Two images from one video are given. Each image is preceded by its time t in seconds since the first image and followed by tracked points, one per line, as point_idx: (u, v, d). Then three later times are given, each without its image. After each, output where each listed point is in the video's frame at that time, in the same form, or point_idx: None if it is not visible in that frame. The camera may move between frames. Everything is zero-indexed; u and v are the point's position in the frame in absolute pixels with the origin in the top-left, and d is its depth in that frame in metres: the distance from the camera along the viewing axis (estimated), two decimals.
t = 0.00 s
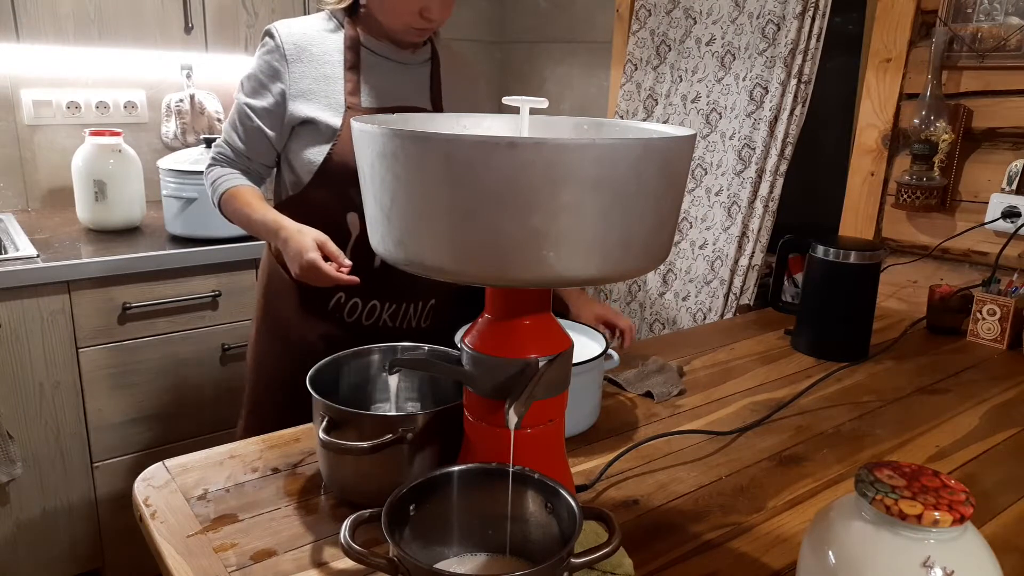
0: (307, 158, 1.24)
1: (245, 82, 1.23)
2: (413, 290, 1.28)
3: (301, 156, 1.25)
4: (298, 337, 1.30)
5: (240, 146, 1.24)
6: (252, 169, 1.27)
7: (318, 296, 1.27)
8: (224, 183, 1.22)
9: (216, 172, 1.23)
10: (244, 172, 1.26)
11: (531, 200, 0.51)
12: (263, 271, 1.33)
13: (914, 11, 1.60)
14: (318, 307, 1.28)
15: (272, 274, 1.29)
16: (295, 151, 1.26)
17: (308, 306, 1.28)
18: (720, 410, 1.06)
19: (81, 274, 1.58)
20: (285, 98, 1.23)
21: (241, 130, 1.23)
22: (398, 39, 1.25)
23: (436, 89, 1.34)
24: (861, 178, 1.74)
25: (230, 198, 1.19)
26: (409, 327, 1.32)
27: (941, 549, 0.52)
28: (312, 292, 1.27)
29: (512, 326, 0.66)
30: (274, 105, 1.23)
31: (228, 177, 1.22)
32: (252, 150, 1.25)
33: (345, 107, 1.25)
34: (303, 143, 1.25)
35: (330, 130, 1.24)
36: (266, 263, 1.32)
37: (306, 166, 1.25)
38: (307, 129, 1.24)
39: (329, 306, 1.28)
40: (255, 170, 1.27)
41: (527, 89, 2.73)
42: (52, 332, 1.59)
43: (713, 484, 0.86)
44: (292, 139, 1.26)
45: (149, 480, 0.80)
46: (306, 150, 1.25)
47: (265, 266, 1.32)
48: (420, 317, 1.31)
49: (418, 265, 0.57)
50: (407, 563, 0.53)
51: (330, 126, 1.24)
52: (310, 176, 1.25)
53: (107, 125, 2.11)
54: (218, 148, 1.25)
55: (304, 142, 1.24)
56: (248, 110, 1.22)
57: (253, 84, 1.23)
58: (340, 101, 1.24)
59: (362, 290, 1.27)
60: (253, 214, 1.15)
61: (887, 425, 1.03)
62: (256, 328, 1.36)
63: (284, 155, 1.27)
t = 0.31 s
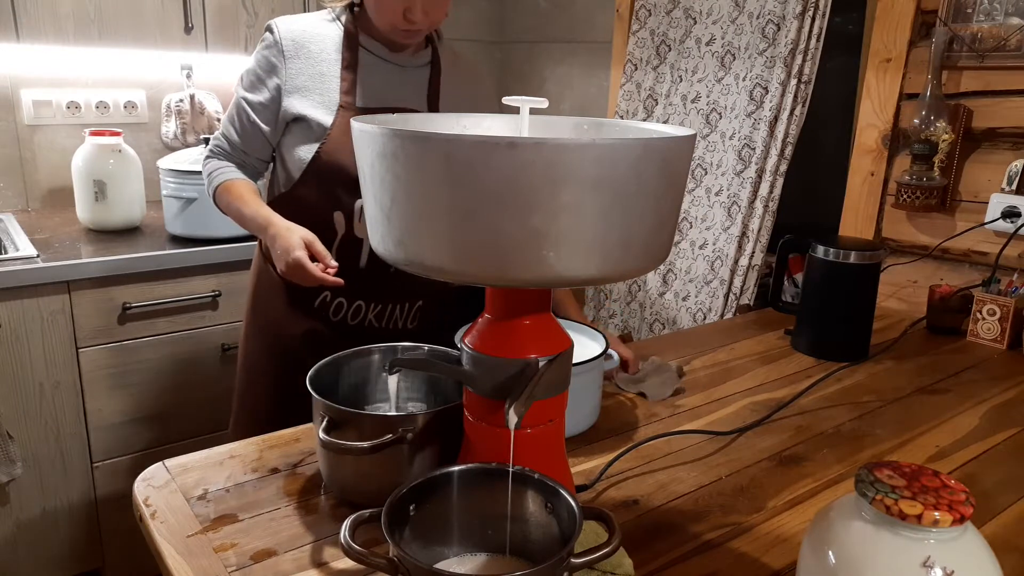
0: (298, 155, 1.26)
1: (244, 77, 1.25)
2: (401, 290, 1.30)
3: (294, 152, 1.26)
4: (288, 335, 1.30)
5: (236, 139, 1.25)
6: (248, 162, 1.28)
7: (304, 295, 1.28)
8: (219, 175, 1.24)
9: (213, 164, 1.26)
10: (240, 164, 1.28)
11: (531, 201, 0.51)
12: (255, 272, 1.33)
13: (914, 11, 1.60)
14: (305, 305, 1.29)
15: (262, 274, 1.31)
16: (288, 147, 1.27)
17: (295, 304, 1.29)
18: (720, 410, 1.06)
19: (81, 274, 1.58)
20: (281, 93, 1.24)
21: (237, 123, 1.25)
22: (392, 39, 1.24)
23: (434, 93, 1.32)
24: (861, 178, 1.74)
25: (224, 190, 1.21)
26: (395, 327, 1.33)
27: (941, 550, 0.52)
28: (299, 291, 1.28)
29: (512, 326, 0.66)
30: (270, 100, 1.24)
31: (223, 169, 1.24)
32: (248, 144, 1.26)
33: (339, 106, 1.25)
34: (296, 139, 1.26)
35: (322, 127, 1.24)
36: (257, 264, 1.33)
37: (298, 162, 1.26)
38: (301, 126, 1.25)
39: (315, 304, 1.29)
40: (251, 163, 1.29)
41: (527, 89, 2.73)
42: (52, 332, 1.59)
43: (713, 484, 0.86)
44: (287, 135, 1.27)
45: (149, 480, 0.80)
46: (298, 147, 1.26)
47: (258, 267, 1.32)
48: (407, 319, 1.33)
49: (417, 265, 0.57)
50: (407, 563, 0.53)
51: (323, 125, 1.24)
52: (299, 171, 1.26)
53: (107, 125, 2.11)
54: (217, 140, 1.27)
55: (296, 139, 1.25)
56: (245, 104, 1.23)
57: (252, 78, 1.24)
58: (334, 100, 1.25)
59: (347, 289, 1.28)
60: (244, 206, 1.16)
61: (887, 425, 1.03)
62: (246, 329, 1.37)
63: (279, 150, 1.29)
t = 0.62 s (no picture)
0: (291, 157, 1.25)
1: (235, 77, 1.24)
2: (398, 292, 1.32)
3: (286, 153, 1.26)
4: (285, 336, 1.30)
5: (229, 141, 1.25)
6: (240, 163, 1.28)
7: (301, 296, 1.28)
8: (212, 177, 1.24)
9: (207, 166, 1.26)
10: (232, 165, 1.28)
11: (531, 201, 0.51)
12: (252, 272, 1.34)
13: (914, 11, 1.60)
14: (301, 307, 1.29)
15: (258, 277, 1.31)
16: (280, 149, 1.27)
17: (291, 306, 1.29)
18: (720, 410, 1.06)
19: (81, 274, 1.58)
20: (273, 95, 1.24)
21: (229, 124, 1.25)
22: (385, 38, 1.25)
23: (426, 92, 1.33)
24: (861, 178, 1.74)
25: (218, 193, 1.22)
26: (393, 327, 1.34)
27: (941, 550, 0.52)
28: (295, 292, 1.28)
29: (512, 326, 0.66)
30: (262, 102, 1.23)
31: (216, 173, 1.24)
32: (241, 145, 1.26)
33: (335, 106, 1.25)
34: (288, 141, 1.26)
35: (315, 129, 1.24)
36: (254, 266, 1.34)
37: (292, 164, 1.26)
38: (294, 128, 1.25)
39: (312, 306, 1.29)
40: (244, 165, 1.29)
41: (527, 89, 2.73)
42: (52, 332, 1.59)
43: (713, 484, 0.86)
44: (280, 136, 1.26)
45: (149, 480, 0.80)
46: (290, 149, 1.25)
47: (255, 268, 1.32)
48: (404, 318, 1.34)
49: (417, 265, 0.57)
50: (407, 563, 0.53)
51: (316, 127, 1.24)
52: (292, 173, 1.26)
53: (107, 125, 2.12)
54: (210, 143, 1.27)
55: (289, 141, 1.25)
56: (236, 106, 1.23)
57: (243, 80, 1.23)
58: (327, 101, 1.25)
59: (346, 291, 1.29)
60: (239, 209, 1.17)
61: (887, 425, 1.03)
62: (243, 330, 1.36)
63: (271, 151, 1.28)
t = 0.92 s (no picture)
0: (296, 162, 1.25)
1: (230, 85, 1.22)
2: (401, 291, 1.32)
3: (290, 158, 1.25)
4: (288, 336, 1.30)
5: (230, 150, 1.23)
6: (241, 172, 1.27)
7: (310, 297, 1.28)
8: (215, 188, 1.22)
9: (208, 178, 1.23)
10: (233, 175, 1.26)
11: (531, 201, 0.51)
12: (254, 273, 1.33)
13: (914, 11, 1.60)
14: (309, 308, 1.29)
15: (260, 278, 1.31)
16: (282, 155, 1.26)
17: (301, 307, 1.29)
18: (720, 410, 1.06)
19: (81, 274, 1.58)
20: (274, 100, 1.23)
21: (229, 133, 1.23)
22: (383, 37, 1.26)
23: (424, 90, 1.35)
24: (861, 178, 1.74)
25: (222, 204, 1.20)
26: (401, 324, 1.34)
27: (941, 549, 0.52)
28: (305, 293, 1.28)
29: (512, 327, 0.66)
30: (262, 108, 1.22)
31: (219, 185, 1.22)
32: (242, 153, 1.25)
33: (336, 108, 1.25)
34: (292, 146, 1.25)
35: (319, 133, 1.24)
36: (255, 266, 1.34)
37: (296, 169, 1.25)
38: (297, 132, 1.25)
39: (323, 308, 1.29)
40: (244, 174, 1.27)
41: (527, 89, 2.73)
42: (52, 331, 1.59)
43: (713, 484, 0.86)
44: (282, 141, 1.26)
45: (149, 480, 0.80)
46: (295, 154, 1.25)
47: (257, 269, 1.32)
48: (413, 314, 1.34)
49: (417, 265, 0.57)
50: (407, 563, 0.53)
51: (321, 129, 1.24)
52: (296, 179, 1.25)
53: (107, 125, 2.12)
54: (208, 153, 1.24)
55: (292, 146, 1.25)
56: (236, 114, 1.21)
57: (241, 87, 1.22)
58: (328, 105, 1.25)
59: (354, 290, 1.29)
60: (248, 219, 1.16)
61: (887, 425, 1.03)
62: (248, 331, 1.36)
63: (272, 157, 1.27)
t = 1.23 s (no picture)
0: (307, 165, 1.25)
1: (237, 93, 1.19)
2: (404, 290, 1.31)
3: (302, 161, 1.25)
4: (290, 335, 1.30)
5: (247, 160, 1.21)
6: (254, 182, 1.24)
7: (313, 297, 1.28)
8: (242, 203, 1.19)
9: (229, 193, 1.19)
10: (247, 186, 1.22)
11: (532, 201, 0.51)
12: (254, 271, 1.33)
13: (914, 11, 1.60)
14: (313, 307, 1.29)
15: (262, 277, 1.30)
16: (294, 161, 1.25)
17: (304, 306, 1.29)
18: (720, 410, 1.06)
19: (81, 274, 1.58)
20: (283, 104, 1.22)
21: (240, 143, 1.20)
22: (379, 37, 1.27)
23: (421, 88, 1.37)
24: (861, 178, 1.74)
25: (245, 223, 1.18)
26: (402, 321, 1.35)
27: (941, 549, 0.52)
28: (308, 293, 1.28)
29: (512, 327, 0.66)
30: (273, 114, 1.21)
31: (244, 199, 1.19)
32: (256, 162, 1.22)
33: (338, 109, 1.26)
34: (302, 148, 1.25)
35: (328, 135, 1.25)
36: (255, 265, 1.33)
37: (308, 173, 1.25)
38: (307, 134, 1.24)
39: (326, 307, 1.29)
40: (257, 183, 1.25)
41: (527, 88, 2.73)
42: (52, 331, 1.59)
43: (713, 485, 0.86)
44: (291, 145, 1.25)
45: (149, 480, 0.80)
46: (307, 158, 1.25)
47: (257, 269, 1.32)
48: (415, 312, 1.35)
49: (418, 265, 0.57)
50: (407, 563, 0.53)
51: (331, 129, 1.25)
52: (308, 182, 1.26)
53: (107, 125, 2.12)
54: (223, 167, 1.21)
55: (303, 150, 1.25)
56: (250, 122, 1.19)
57: (249, 95, 1.20)
58: (332, 106, 1.26)
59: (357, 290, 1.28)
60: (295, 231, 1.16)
61: (887, 425, 1.03)
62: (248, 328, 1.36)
63: (281, 163, 1.26)
